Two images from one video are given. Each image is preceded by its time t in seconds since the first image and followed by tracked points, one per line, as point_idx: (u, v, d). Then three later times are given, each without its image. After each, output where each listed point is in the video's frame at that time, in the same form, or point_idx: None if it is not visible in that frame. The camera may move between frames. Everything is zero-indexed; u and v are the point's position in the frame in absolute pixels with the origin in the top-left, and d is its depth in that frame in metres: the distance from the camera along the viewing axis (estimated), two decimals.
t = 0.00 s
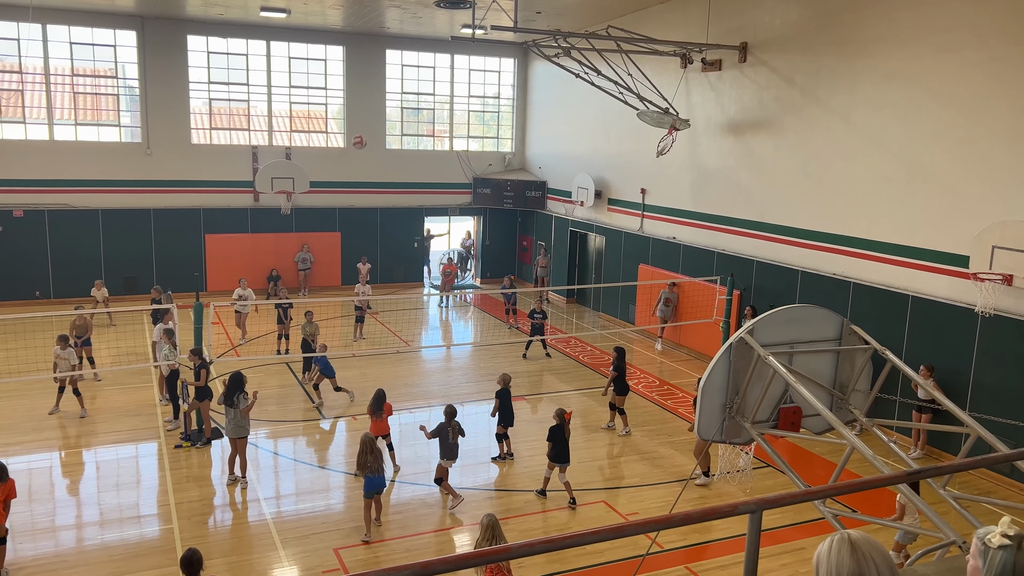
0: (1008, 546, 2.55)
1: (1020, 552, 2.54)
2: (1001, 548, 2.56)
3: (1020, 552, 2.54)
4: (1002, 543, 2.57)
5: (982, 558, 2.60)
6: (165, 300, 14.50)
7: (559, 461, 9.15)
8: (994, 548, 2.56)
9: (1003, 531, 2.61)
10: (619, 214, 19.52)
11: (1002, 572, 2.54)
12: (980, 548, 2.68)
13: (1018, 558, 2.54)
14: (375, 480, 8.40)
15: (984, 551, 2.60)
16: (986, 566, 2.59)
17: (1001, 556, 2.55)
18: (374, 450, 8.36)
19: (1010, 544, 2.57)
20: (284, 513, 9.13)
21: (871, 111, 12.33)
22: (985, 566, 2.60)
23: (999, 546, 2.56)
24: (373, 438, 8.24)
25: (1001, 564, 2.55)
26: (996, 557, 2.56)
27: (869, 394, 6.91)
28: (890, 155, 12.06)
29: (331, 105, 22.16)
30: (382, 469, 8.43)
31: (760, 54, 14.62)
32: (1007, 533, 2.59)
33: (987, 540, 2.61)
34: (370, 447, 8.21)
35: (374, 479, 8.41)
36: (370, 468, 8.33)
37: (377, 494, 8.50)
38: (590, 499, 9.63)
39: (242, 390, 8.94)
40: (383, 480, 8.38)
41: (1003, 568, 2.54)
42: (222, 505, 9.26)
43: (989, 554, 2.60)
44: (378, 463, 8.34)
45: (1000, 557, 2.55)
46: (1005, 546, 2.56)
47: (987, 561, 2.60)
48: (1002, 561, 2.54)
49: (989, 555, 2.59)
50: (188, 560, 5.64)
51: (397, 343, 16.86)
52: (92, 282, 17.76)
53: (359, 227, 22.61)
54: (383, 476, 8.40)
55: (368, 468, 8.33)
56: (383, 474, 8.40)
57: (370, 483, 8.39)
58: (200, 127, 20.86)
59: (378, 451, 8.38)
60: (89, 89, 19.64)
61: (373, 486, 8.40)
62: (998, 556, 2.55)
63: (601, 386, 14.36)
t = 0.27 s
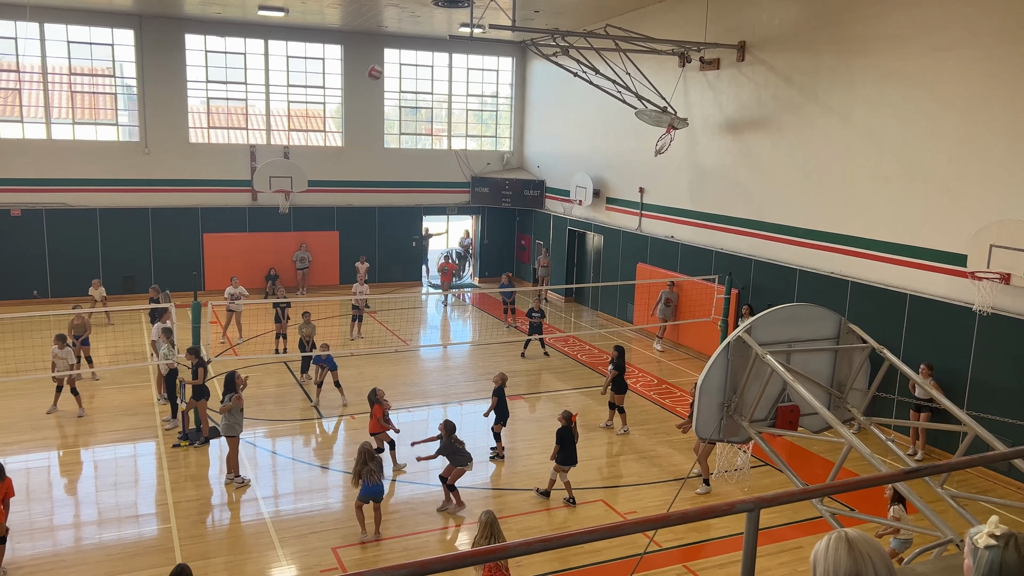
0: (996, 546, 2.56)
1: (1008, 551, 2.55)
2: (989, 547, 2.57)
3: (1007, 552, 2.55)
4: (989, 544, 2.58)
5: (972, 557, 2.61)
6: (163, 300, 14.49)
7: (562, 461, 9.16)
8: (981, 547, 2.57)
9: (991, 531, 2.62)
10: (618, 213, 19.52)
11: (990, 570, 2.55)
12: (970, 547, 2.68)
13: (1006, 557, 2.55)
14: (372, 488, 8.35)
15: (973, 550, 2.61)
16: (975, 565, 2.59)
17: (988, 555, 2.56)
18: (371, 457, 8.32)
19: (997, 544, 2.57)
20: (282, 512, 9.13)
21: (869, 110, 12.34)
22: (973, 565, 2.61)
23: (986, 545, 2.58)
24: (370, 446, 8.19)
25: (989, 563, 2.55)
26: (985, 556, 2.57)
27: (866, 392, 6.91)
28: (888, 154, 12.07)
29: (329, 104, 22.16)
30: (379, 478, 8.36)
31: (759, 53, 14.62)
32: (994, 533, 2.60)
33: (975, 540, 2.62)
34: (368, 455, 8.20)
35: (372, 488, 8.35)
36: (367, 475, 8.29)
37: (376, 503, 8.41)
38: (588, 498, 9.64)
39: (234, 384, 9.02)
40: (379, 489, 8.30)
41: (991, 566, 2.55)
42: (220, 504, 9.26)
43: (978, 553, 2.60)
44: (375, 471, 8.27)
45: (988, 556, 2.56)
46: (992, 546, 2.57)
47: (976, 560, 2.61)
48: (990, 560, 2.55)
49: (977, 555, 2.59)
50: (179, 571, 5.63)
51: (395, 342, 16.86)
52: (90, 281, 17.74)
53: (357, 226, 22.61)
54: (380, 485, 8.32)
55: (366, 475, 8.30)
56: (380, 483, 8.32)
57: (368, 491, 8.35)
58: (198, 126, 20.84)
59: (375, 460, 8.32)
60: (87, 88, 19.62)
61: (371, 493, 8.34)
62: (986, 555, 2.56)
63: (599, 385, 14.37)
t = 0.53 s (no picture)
0: (993, 551, 2.56)
1: (1006, 557, 2.55)
2: (986, 553, 2.57)
3: (1004, 556, 2.55)
4: (986, 549, 2.58)
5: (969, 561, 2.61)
6: (161, 299, 14.48)
7: (567, 458, 9.15)
8: (978, 552, 2.57)
9: (989, 537, 2.62)
10: (616, 212, 19.53)
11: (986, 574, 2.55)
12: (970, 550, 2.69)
13: (1002, 561, 2.55)
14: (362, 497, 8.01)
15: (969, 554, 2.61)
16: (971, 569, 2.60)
17: (985, 559, 2.56)
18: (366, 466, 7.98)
19: (994, 549, 2.58)
20: (280, 511, 9.13)
21: (867, 109, 12.35)
22: (970, 567, 2.62)
23: (983, 550, 2.58)
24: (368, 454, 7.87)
25: (985, 568, 2.55)
26: (981, 560, 2.57)
27: (863, 391, 6.93)
28: (885, 153, 12.08)
29: (327, 103, 22.15)
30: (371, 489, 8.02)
31: (757, 52, 14.63)
32: (993, 538, 2.60)
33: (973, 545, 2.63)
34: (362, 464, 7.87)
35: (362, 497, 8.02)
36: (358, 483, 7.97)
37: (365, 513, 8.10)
38: (586, 497, 9.64)
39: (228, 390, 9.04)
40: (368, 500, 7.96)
41: (987, 571, 2.55)
42: (218, 504, 9.26)
43: (975, 557, 2.61)
44: (367, 481, 7.93)
45: (984, 560, 2.56)
46: (989, 551, 2.57)
47: (972, 563, 2.62)
48: (987, 565, 2.55)
49: (974, 558, 2.60)
50: None
51: (393, 341, 16.86)
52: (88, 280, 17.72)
53: (355, 225, 22.61)
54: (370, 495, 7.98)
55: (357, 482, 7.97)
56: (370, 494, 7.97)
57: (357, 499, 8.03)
58: (196, 125, 20.81)
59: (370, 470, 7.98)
60: (85, 87, 19.60)
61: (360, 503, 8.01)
62: (982, 559, 2.56)
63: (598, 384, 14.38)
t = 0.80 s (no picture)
0: (995, 553, 2.57)
1: (1007, 558, 2.55)
2: (988, 554, 2.57)
3: (1006, 557, 2.55)
4: (988, 550, 2.58)
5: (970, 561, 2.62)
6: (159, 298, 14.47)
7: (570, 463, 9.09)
8: (979, 553, 2.58)
9: (990, 538, 2.62)
10: (614, 210, 19.53)
11: None
12: (971, 551, 2.69)
13: (1003, 562, 2.55)
14: (349, 503, 7.79)
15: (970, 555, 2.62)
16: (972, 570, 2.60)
17: (986, 561, 2.57)
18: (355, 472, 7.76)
19: (995, 550, 2.58)
20: (279, 510, 9.13)
21: (865, 107, 12.35)
22: (971, 568, 2.62)
23: (984, 552, 2.58)
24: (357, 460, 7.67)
25: (986, 568, 2.56)
26: (983, 561, 2.58)
27: (862, 389, 6.94)
28: (884, 151, 12.08)
29: (326, 102, 22.14)
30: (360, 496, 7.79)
31: (755, 50, 14.63)
32: (994, 540, 2.60)
33: (974, 546, 2.63)
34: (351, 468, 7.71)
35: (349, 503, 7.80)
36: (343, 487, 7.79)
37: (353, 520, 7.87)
38: (585, 495, 9.65)
39: (219, 398, 8.89)
40: (354, 507, 7.73)
41: (988, 572, 2.56)
42: (217, 502, 9.27)
43: (976, 558, 2.61)
44: (354, 488, 7.71)
45: (985, 561, 2.57)
46: (990, 552, 2.58)
47: (973, 564, 2.62)
48: (988, 566, 2.56)
49: (975, 559, 2.61)
50: None
51: (392, 340, 16.85)
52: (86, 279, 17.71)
53: (353, 224, 22.60)
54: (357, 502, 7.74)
55: (346, 488, 7.76)
56: (357, 501, 7.75)
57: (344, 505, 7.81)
58: (194, 124, 20.78)
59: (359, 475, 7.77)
60: (82, 86, 19.58)
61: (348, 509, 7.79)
62: (983, 560, 2.57)
63: (596, 382, 14.38)
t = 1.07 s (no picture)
0: (995, 552, 2.57)
1: (1007, 557, 2.56)
2: (989, 553, 2.57)
3: (1006, 557, 2.56)
4: (989, 549, 2.58)
5: (971, 562, 2.62)
6: (158, 297, 14.46)
7: (569, 459, 9.11)
8: (980, 552, 2.58)
9: (990, 537, 2.62)
10: (613, 209, 19.53)
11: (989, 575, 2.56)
12: (971, 551, 2.70)
13: (1004, 562, 2.56)
14: (328, 511, 7.61)
15: (971, 555, 2.62)
16: (973, 570, 2.61)
17: (987, 560, 2.57)
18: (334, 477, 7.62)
19: (996, 550, 2.58)
20: (278, 509, 9.13)
21: (863, 105, 12.36)
22: (972, 568, 2.63)
23: (985, 551, 2.58)
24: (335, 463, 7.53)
25: (987, 568, 2.56)
26: (983, 561, 2.58)
27: (860, 388, 6.95)
28: (882, 149, 12.09)
29: (324, 101, 22.12)
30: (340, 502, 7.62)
31: (753, 49, 14.63)
32: (994, 539, 2.60)
33: (974, 546, 2.63)
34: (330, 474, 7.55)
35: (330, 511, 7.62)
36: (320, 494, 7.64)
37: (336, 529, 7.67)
38: (584, 494, 9.65)
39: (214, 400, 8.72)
40: (334, 514, 7.54)
41: (989, 572, 2.56)
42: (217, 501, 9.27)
43: (977, 558, 2.61)
44: (332, 494, 7.54)
45: (986, 561, 2.57)
46: (991, 552, 2.58)
47: (974, 563, 2.62)
48: (988, 565, 2.56)
49: (976, 559, 2.61)
50: None
51: (390, 339, 16.84)
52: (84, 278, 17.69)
53: (352, 223, 22.59)
54: (336, 509, 7.55)
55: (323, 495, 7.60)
56: (336, 508, 7.57)
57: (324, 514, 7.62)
58: (192, 122, 20.76)
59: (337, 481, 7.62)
60: (81, 85, 19.56)
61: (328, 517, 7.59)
62: (984, 560, 2.57)
63: (595, 381, 14.39)
